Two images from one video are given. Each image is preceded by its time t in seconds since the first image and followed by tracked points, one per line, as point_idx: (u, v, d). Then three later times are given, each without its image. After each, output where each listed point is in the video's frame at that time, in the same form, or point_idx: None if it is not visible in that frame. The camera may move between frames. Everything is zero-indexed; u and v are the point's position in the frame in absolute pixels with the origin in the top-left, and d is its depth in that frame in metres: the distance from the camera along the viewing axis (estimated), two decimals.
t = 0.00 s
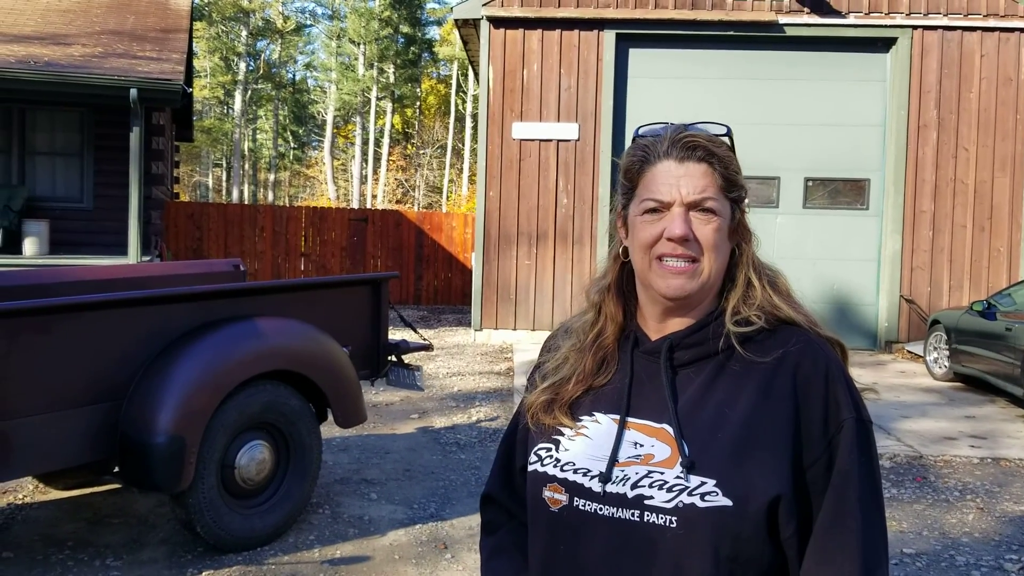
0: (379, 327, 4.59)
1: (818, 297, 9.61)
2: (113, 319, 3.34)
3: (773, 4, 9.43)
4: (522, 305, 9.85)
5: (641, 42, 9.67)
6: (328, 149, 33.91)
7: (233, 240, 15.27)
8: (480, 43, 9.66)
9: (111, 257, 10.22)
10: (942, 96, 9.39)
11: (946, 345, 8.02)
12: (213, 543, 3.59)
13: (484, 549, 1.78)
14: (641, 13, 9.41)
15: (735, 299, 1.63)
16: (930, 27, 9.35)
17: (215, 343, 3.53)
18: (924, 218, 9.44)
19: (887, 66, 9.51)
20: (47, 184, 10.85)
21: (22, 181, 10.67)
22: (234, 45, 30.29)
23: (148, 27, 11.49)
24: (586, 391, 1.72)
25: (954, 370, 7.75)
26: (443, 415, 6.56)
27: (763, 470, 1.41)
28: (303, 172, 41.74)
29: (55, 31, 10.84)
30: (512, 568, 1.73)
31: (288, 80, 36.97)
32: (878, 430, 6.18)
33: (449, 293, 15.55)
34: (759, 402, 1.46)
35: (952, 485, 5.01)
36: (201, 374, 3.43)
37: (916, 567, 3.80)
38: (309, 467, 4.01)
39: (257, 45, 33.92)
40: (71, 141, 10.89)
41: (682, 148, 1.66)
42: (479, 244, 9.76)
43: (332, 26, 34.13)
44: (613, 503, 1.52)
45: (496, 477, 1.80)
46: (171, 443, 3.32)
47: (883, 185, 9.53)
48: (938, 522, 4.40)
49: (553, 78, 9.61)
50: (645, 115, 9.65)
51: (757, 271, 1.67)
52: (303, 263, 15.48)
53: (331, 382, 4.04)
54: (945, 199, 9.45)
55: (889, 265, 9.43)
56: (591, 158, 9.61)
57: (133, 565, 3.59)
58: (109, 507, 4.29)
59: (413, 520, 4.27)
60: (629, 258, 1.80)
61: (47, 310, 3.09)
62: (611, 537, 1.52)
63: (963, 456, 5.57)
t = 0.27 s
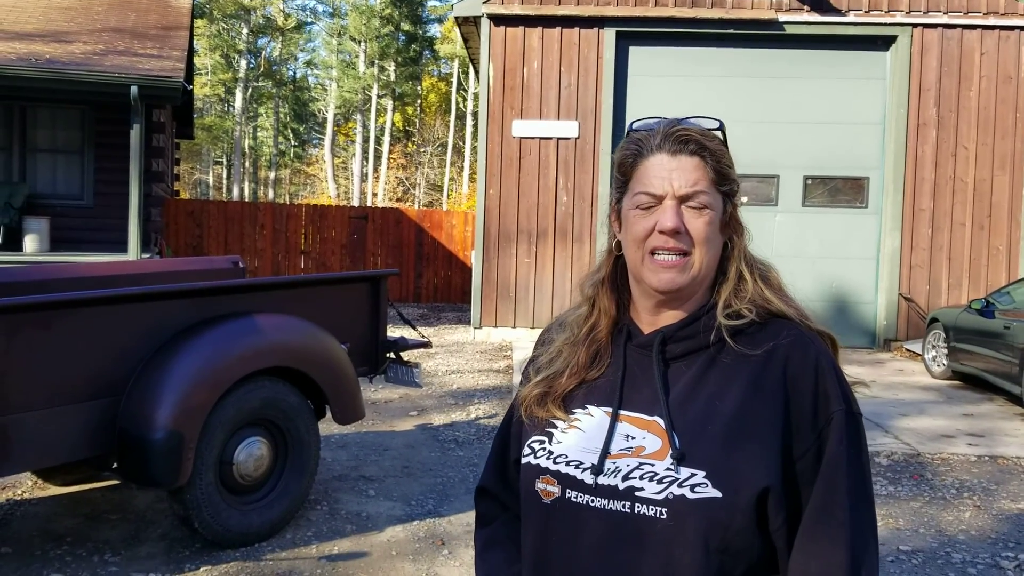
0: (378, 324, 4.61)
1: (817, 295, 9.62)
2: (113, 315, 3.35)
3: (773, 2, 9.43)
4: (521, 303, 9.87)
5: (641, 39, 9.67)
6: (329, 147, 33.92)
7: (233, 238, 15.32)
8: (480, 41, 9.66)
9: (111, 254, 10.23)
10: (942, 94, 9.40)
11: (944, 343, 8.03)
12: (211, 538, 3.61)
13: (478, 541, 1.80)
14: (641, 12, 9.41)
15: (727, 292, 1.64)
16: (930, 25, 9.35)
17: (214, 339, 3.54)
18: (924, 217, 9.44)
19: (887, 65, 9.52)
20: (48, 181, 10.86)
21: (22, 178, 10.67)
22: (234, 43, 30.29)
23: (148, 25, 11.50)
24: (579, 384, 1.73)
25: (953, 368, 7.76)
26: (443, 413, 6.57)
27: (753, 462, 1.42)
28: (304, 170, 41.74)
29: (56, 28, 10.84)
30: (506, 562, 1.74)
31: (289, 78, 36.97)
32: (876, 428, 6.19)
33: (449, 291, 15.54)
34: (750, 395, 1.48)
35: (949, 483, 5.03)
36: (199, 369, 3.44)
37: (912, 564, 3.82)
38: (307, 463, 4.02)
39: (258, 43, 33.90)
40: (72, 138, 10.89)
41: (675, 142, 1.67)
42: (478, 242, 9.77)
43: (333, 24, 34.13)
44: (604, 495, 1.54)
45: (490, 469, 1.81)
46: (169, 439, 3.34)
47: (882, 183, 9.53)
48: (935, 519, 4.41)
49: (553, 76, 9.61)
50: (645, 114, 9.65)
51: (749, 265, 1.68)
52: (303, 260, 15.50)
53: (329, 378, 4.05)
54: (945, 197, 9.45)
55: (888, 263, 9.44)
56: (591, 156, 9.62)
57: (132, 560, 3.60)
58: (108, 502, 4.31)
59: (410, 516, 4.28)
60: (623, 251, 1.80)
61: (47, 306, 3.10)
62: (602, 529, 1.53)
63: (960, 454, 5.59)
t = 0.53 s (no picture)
0: (376, 324, 4.60)
1: (817, 292, 9.61)
2: (110, 318, 3.35)
3: None
4: (521, 301, 9.86)
5: (639, 36, 9.65)
6: (328, 145, 33.91)
7: (232, 237, 15.33)
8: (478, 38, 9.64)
9: (110, 254, 10.22)
10: (941, 89, 9.38)
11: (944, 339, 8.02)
12: (209, 540, 3.60)
13: (473, 544, 1.79)
14: (639, 8, 9.40)
15: (718, 296, 1.63)
16: (928, 20, 9.33)
17: (211, 341, 3.54)
18: (923, 213, 9.43)
19: (886, 60, 9.50)
20: (46, 181, 10.84)
21: (21, 178, 10.66)
22: (233, 42, 30.28)
23: (146, 24, 11.49)
24: (571, 388, 1.72)
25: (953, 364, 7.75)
26: (442, 412, 6.57)
27: (745, 466, 1.42)
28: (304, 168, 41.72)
29: (54, 28, 10.83)
30: (500, 565, 1.73)
31: (288, 77, 36.95)
32: (876, 424, 6.18)
33: (449, 289, 15.52)
34: (742, 399, 1.47)
35: (949, 479, 5.02)
36: (197, 372, 3.44)
37: (912, 562, 3.81)
38: (306, 464, 4.02)
39: (257, 42, 33.87)
40: (70, 139, 10.87)
41: (664, 145, 1.66)
42: (478, 240, 9.76)
43: (331, 22, 34.11)
44: (597, 500, 1.53)
45: (484, 472, 1.81)
46: (167, 441, 3.33)
47: (882, 179, 9.52)
48: (935, 516, 4.41)
49: (551, 73, 9.60)
50: (643, 111, 9.64)
51: (741, 269, 1.68)
52: (303, 259, 15.49)
53: (327, 380, 4.05)
54: (944, 193, 9.44)
55: (887, 259, 9.43)
56: (590, 153, 9.61)
57: (131, 563, 3.60)
58: (107, 504, 4.30)
59: (410, 516, 4.28)
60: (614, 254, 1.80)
61: (43, 309, 3.09)
62: (595, 535, 1.53)
63: (961, 450, 5.58)
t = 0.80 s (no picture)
0: (377, 322, 4.59)
1: (818, 289, 9.60)
2: (110, 317, 3.34)
3: None
4: (523, 299, 9.84)
5: (640, 34, 9.64)
6: (330, 144, 33.91)
7: (234, 236, 15.33)
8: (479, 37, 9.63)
9: (111, 254, 10.21)
10: (943, 86, 9.35)
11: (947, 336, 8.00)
12: (210, 538, 3.60)
13: (472, 542, 1.78)
14: (640, 6, 9.38)
15: (719, 293, 1.62)
16: (930, 17, 9.30)
17: (211, 339, 3.53)
18: (925, 210, 9.41)
19: (887, 57, 9.47)
20: (47, 180, 10.83)
21: (22, 177, 10.65)
22: (234, 40, 30.28)
23: (146, 23, 11.48)
24: (571, 385, 1.71)
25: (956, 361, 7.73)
26: (444, 410, 6.56)
27: (747, 463, 1.41)
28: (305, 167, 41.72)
29: (54, 27, 10.82)
30: (500, 564, 1.72)
31: (289, 76, 36.95)
32: (878, 422, 6.17)
33: (450, 287, 15.51)
34: (744, 396, 1.46)
35: (952, 476, 5.01)
36: (197, 370, 3.43)
37: (915, 559, 3.79)
38: (307, 463, 4.01)
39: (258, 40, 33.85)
40: (71, 138, 10.87)
41: (662, 142, 1.65)
42: (479, 238, 9.75)
43: (332, 21, 34.10)
44: (597, 498, 1.52)
45: (483, 469, 1.80)
46: (167, 440, 3.33)
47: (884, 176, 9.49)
48: (938, 513, 4.39)
49: (552, 71, 9.58)
50: (645, 108, 9.62)
51: (742, 266, 1.67)
52: (304, 258, 15.49)
53: (328, 378, 4.04)
54: (946, 190, 9.42)
55: (890, 256, 9.40)
56: (591, 151, 9.60)
57: (132, 562, 3.59)
58: (107, 504, 4.30)
59: (411, 514, 4.27)
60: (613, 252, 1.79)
61: (43, 308, 3.08)
62: (595, 532, 1.51)
63: (963, 447, 5.56)
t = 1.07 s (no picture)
0: (379, 322, 4.59)
1: (821, 290, 9.59)
2: (112, 317, 3.34)
3: None
4: (525, 299, 9.84)
5: (643, 34, 9.63)
6: (332, 144, 33.94)
7: (236, 236, 15.32)
8: (481, 37, 9.63)
9: (113, 254, 10.22)
10: (946, 86, 9.34)
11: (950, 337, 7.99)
12: (213, 538, 3.60)
13: (474, 542, 1.78)
14: (643, 6, 9.38)
15: (724, 293, 1.62)
16: (933, 17, 9.29)
17: (215, 339, 3.53)
18: (928, 210, 9.39)
19: (890, 57, 9.46)
20: (50, 181, 10.85)
21: (24, 178, 10.66)
22: (237, 41, 30.32)
23: (149, 24, 11.49)
24: (575, 385, 1.71)
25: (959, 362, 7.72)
26: (446, 410, 6.56)
27: (752, 463, 1.41)
28: (307, 168, 41.75)
29: (56, 28, 10.83)
30: (503, 564, 1.72)
31: (291, 77, 36.98)
32: (881, 423, 6.16)
33: (453, 288, 15.50)
34: (748, 396, 1.46)
35: (955, 477, 5.00)
36: (200, 371, 3.43)
37: (918, 560, 3.79)
38: (309, 464, 4.01)
39: (260, 41, 33.89)
40: (74, 138, 10.88)
41: (666, 142, 1.65)
42: (481, 238, 9.75)
43: (334, 22, 34.13)
44: (602, 498, 1.52)
45: (486, 470, 1.80)
46: (170, 440, 3.33)
47: (886, 176, 9.48)
48: (941, 514, 4.39)
49: (554, 72, 9.58)
50: (647, 109, 9.61)
51: (746, 266, 1.66)
52: (306, 258, 15.50)
53: (331, 378, 4.04)
54: (949, 190, 9.40)
55: (892, 257, 9.39)
56: (593, 152, 9.59)
57: (135, 562, 3.60)
58: (110, 504, 4.30)
59: (414, 515, 4.27)
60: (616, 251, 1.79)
61: (46, 308, 3.09)
62: (600, 532, 1.51)
63: (966, 448, 5.56)
